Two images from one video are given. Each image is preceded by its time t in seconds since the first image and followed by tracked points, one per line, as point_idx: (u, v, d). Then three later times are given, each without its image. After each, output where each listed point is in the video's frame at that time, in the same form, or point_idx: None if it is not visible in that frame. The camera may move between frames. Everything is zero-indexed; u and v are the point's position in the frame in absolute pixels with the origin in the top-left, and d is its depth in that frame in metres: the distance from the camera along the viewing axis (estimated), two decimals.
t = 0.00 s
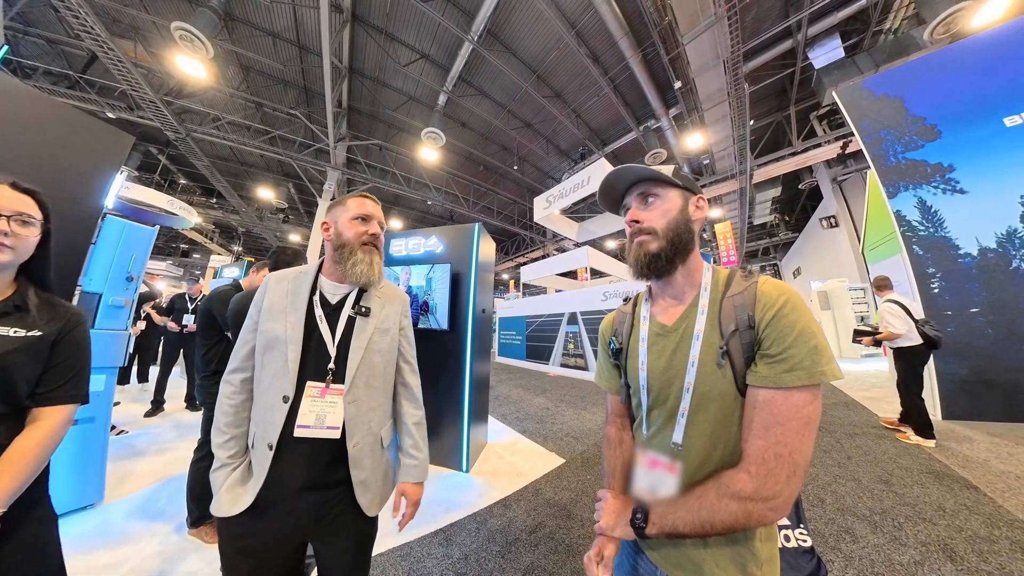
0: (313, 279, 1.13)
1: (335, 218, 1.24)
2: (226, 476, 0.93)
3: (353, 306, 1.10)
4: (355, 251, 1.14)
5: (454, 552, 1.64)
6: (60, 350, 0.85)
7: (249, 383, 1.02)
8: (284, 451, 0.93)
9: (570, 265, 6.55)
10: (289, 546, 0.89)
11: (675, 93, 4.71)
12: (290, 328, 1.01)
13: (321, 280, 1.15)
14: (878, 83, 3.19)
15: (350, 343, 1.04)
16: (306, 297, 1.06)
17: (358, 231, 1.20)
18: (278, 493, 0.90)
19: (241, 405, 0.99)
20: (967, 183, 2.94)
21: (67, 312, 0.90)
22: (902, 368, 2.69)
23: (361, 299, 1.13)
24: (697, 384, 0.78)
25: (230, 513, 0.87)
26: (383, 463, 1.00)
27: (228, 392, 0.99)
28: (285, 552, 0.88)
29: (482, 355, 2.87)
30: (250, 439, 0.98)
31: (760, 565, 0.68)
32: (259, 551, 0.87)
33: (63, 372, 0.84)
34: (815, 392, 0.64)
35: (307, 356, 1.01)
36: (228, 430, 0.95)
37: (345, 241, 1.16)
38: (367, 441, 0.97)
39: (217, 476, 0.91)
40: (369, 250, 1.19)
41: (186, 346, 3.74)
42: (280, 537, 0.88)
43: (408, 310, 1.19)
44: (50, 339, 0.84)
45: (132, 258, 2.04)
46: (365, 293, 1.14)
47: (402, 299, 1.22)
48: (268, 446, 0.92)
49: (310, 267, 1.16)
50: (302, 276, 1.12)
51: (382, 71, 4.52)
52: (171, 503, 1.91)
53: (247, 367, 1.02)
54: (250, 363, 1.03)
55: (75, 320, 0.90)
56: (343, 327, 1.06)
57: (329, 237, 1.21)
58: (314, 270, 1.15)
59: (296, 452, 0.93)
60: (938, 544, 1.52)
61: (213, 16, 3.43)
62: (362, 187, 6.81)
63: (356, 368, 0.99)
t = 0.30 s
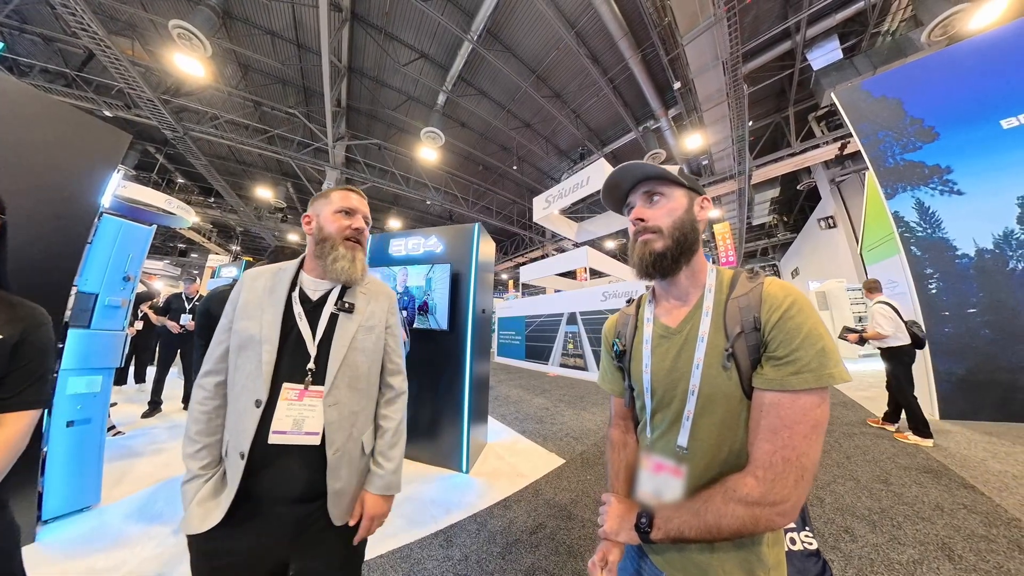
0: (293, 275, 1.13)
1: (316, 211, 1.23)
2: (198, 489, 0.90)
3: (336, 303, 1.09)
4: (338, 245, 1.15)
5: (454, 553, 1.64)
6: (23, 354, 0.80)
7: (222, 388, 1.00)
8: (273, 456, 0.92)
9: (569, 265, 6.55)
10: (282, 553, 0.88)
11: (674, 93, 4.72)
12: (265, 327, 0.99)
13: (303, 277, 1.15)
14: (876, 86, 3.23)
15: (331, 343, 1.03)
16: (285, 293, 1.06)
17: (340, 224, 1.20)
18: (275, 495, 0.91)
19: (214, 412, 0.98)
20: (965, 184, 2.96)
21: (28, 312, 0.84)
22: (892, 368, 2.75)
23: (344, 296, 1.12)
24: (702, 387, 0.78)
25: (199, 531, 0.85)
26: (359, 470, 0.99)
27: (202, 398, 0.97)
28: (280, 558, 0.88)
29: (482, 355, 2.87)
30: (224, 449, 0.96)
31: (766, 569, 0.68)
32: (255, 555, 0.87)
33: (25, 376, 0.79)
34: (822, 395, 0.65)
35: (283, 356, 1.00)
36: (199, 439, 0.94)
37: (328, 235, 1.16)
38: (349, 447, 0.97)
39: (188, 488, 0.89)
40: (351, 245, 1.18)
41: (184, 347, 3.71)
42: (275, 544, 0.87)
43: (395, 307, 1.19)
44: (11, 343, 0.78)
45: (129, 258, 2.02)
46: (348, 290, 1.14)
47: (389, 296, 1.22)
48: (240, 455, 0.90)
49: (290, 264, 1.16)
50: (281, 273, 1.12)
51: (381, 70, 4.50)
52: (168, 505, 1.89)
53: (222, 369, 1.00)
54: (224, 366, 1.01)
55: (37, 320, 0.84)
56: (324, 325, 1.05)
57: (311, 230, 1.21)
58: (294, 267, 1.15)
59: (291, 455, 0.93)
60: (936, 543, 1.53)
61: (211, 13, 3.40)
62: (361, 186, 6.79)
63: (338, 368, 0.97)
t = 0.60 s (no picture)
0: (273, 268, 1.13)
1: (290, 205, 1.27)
2: (163, 496, 0.87)
3: (318, 299, 1.10)
4: (289, 240, 1.13)
5: (455, 551, 1.64)
6: None
7: (195, 386, 0.98)
8: (267, 455, 0.92)
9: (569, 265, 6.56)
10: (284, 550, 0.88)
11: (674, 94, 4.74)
12: (242, 321, 0.99)
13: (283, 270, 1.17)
14: (873, 87, 3.27)
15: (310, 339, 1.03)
16: (265, 286, 1.05)
17: (300, 219, 1.19)
18: (272, 493, 0.91)
19: (185, 411, 0.95)
20: (960, 186, 2.99)
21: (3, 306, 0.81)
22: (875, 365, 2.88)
23: (324, 293, 1.12)
24: (701, 383, 0.79)
25: (162, 539, 0.80)
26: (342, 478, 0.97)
27: (172, 397, 0.94)
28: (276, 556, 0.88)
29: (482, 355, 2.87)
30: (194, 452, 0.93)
31: (765, 562, 0.70)
32: (251, 554, 0.87)
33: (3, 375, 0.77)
34: (818, 389, 0.65)
35: (261, 351, 0.99)
36: (168, 441, 0.91)
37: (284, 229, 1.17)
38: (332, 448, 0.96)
39: (153, 495, 0.85)
40: (300, 239, 1.14)
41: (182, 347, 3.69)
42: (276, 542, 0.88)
43: (382, 303, 1.17)
44: None
45: (129, 257, 2.02)
46: (330, 287, 1.14)
47: (375, 291, 1.21)
48: (211, 457, 0.88)
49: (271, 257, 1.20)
50: (263, 266, 1.12)
51: (381, 69, 4.49)
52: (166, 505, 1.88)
53: (195, 366, 0.98)
54: (197, 362, 0.99)
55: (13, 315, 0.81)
56: (304, 320, 1.06)
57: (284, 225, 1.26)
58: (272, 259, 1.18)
59: (287, 453, 0.93)
60: (931, 539, 1.54)
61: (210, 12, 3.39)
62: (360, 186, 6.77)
63: (321, 364, 0.97)
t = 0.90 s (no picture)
0: (263, 266, 1.13)
1: (285, 203, 1.25)
2: (143, 500, 0.87)
3: (307, 297, 1.09)
4: (307, 244, 1.13)
5: (452, 551, 1.64)
6: None
7: (177, 387, 0.98)
8: (259, 456, 0.91)
9: (568, 265, 6.57)
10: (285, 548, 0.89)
11: (673, 94, 4.75)
12: (227, 321, 0.98)
13: (272, 270, 1.16)
14: (871, 88, 3.27)
15: (297, 339, 1.02)
16: (251, 285, 1.05)
17: (307, 221, 1.18)
18: (266, 493, 0.91)
19: (166, 414, 0.96)
20: (956, 187, 3.01)
21: None
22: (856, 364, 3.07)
23: (315, 291, 1.11)
24: (695, 383, 0.79)
25: (138, 546, 0.81)
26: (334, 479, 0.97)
27: (155, 398, 0.95)
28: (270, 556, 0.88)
29: (480, 355, 2.87)
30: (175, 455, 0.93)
31: (759, 562, 0.70)
32: (246, 553, 0.87)
33: None
34: (811, 390, 0.66)
35: (247, 352, 0.99)
36: (149, 443, 0.92)
37: (292, 230, 1.15)
38: (319, 451, 0.94)
39: (132, 499, 0.85)
40: (316, 244, 1.15)
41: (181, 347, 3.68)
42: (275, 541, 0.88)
43: (372, 303, 1.18)
44: None
45: (127, 256, 2.01)
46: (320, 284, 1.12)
47: (365, 291, 1.20)
48: (191, 461, 0.88)
49: (261, 254, 1.17)
50: (251, 263, 1.12)
51: (380, 68, 4.48)
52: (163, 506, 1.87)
53: (179, 366, 0.98)
54: (181, 363, 0.99)
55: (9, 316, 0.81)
56: (292, 319, 1.05)
57: (281, 223, 1.23)
58: (264, 257, 1.15)
59: (279, 452, 0.93)
60: (927, 538, 1.55)
61: (208, 10, 3.38)
62: (359, 186, 6.76)
63: (304, 364, 0.95)
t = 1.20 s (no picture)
0: (267, 268, 1.12)
1: (292, 201, 1.20)
2: (156, 506, 0.86)
3: (315, 297, 1.08)
4: (320, 238, 1.13)
5: (451, 553, 1.64)
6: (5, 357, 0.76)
7: (184, 392, 0.97)
8: (258, 457, 0.91)
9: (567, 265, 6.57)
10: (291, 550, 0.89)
11: (672, 95, 4.76)
12: (236, 325, 0.98)
13: (278, 270, 1.15)
14: (870, 89, 3.29)
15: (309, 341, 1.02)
16: (257, 288, 1.04)
17: (319, 215, 1.18)
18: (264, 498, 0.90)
19: (173, 419, 0.94)
20: (954, 188, 3.03)
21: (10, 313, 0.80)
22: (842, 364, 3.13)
23: (324, 290, 1.12)
24: (694, 386, 0.79)
25: (157, 551, 0.80)
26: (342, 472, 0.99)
27: (160, 403, 0.93)
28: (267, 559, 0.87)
29: (479, 355, 2.87)
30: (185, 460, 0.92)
31: (757, 564, 0.70)
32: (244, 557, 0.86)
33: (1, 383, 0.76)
34: (810, 393, 0.66)
35: (256, 355, 0.98)
36: (157, 449, 0.90)
37: (305, 226, 1.14)
38: (331, 451, 0.96)
39: (144, 505, 0.84)
40: (331, 236, 1.17)
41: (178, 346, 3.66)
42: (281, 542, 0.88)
43: (376, 304, 1.18)
44: None
45: (124, 255, 1.99)
46: (328, 284, 1.13)
47: (370, 292, 1.21)
48: (206, 465, 0.87)
49: (265, 256, 1.14)
50: (255, 264, 1.10)
51: (379, 68, 4.47)
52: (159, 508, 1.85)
53: (184, 372, 0.96)
54: (186, 368, 0.97)
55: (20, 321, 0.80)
56: (302, 321, 1.04)
57: (287, 221, 1.19)
58: (269, 258, 1.14)
59: (280, 456, 0.93)
60: (925, 539, 1.56)
61: (206, 9, 3.37)
62: (358, 185, 6.75)
63: (318, 368, 0.96)
